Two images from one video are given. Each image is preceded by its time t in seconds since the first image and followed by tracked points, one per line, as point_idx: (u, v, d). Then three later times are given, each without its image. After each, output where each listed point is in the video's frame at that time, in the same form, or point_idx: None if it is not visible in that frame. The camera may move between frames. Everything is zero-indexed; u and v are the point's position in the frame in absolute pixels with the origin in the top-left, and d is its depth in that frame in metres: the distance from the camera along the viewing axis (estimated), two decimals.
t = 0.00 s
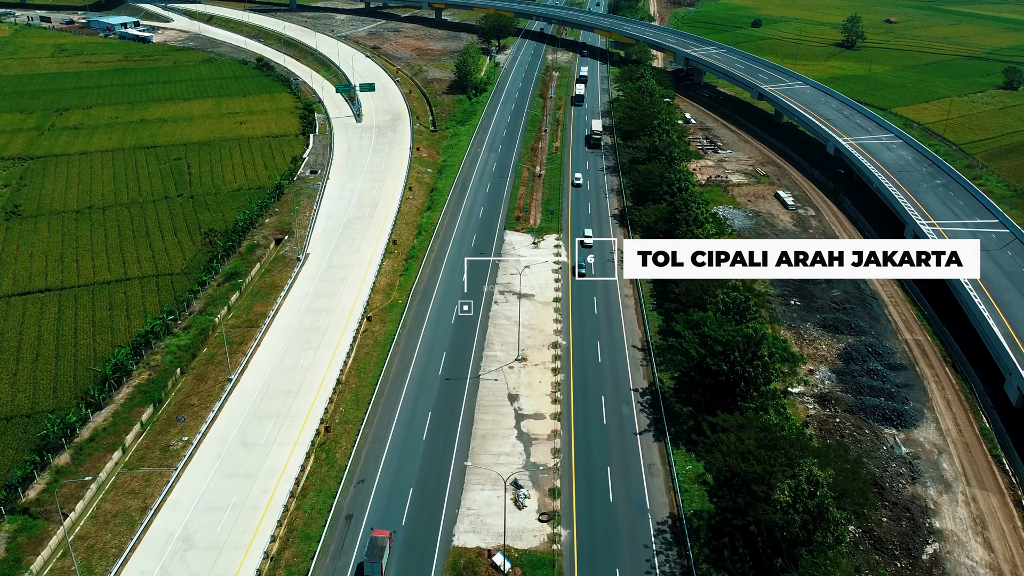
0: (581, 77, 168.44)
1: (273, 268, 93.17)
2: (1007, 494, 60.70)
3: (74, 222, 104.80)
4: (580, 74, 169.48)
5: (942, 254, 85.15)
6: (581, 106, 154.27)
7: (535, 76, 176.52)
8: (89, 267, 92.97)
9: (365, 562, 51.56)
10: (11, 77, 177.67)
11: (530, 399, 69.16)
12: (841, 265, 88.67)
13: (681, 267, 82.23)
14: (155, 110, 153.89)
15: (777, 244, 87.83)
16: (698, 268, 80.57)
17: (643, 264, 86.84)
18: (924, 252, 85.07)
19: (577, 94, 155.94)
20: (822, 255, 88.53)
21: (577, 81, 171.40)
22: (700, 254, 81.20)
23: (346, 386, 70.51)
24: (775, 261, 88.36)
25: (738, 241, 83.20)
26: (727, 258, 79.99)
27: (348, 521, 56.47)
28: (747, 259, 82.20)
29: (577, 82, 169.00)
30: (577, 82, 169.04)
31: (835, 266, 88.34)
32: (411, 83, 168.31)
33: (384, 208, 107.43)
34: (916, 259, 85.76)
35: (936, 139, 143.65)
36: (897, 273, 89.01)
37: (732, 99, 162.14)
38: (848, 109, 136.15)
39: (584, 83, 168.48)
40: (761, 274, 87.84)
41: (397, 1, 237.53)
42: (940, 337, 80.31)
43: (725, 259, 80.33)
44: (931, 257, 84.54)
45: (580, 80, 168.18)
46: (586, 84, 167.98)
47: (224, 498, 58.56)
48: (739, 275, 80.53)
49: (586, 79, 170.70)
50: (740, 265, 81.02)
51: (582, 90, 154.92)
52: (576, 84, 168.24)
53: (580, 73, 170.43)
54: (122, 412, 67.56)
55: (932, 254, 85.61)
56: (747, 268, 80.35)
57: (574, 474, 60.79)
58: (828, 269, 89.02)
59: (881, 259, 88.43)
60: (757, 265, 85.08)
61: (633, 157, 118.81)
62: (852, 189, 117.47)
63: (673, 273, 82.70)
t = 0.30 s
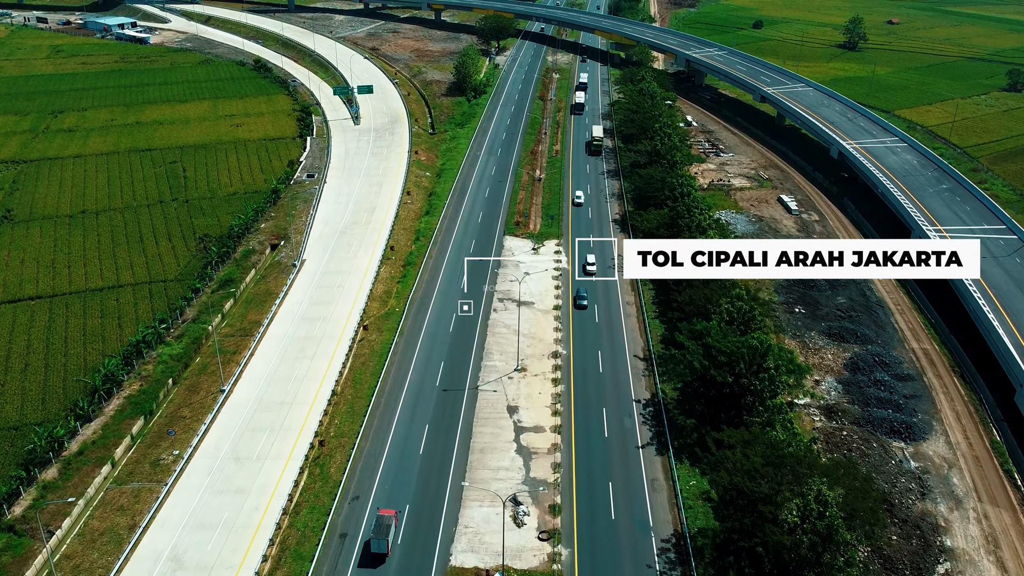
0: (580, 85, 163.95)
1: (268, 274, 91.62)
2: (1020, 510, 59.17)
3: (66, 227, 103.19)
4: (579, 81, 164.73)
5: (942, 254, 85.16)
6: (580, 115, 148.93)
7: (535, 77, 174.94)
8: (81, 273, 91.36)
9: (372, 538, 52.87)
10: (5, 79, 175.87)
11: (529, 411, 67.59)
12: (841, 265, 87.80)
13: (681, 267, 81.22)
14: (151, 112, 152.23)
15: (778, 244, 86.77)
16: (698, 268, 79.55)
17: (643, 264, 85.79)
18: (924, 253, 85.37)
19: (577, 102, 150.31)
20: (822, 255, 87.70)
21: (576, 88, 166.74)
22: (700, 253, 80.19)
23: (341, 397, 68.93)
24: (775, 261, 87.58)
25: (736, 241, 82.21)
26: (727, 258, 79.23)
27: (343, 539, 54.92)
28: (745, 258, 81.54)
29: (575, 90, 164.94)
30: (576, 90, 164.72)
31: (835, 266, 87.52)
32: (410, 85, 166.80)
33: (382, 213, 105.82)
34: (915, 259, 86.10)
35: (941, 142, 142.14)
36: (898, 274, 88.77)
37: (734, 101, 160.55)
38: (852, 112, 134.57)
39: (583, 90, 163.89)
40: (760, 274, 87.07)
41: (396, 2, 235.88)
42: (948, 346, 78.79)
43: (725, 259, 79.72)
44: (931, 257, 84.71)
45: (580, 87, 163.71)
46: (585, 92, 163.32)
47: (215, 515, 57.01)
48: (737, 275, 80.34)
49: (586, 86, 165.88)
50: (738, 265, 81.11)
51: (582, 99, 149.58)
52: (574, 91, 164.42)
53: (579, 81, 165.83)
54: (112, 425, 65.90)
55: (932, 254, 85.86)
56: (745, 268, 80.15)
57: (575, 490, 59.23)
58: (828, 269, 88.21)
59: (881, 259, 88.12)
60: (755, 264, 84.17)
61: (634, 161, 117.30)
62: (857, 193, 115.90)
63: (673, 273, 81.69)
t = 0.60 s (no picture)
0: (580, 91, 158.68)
1: (263, 281, 90.12)
2: None
3: (59, 232, 101.57)
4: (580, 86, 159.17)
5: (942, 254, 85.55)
6: (581, 124, 143.59)
7: (535, 79, 173.40)
8: (73, 280, 89.77)
9: (379, 516, 54.59)
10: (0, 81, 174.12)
11: (529, 423, 66.01)
12: (841, 265, 88.41)
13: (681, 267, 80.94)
14: (146, 115, 150.63)
15: (778, 244, 86.87)
16: (698, 268, 78.66)
17: (643, 264, 87.28)
18: (924, 252, 85.85)
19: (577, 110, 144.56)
20: (822, 255, 88.32)
21: (576, 95, 161.36)
22: (700, 253, 79.63)
23: (336, 409, 67.34)
24: (775, 261, 87.23)
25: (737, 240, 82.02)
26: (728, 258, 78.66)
27: (337, 558, 53.36)
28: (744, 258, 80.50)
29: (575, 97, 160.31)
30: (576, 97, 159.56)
31: (835, 266, 88.27)
32: (408, 87, 165.24)
33: (379, 218, 104.26)
34: (916, 259, 86.52)
35: (945, 145, 140.67)
36: (897, 273, 89.38)
37: (736, 103, 158.99)
38: (856, 114, 132.98)
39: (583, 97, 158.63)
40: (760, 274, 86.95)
41: (395, 3, 234.37)
42: (956, 355, 77.26)
43: (725, 259, 78.97)
44: (931, 257, 85.22)
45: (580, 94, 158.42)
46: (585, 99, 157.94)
47: (205, 532, 55.49)
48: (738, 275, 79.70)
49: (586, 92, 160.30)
50: (739, 265, 80.49)
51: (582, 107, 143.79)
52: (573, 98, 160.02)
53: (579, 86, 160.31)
54: (101, 437, 64.31)
55: (932, 254, 86.14)
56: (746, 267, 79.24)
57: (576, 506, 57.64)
58: (829, 269, 88.80)
59: (881, 260, 88.26)
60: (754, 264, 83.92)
61: (636, 165, 115.77)
62: (861, 197, 114.32)
63: (673, 272, 81.44)
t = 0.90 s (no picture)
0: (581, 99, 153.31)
1: (259, 287, 88.64)
2: None
3: (52, 237, 100.03)
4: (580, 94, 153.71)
5: (942, 254, 85.41)
6: (581, 134, 137.86)
7: (535, 80, 171.97)
8: (66, 286, 88.23)
9: (386, 495, 56.08)
10: None
11: (529, 435, 64.45)
12: (841, 265, 88.36)
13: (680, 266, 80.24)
14: (142, 117, 149.11)
15: (778, 244, 86.39)
16: (698, 268, 77.85)
17: (643, 264, 87.62)
18: (924, 252, 85.58)
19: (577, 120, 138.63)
20: (822, 255, 88.27)
21: (576, 102, 156.14)
22: (701, 253, 78.82)
23: (332, 422, 65.86)
24: (775, 261, 86.44)
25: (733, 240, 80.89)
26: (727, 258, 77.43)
27: None
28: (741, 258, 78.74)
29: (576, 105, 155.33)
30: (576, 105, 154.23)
31: (835, 266, 88.12)
32: (407, 88, 163.79)
33: (377, 222, 102.68)
34: (916, 259, 86.06)
35: (949, 148, 139.17)
36: (897, 273, 89.22)
37: (738, 105, 157.35)
38: (859, 116, 131.34)
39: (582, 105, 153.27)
40: (760, 274, 86.24)
41: (394, 3, 232.90)
42: (965, 365, 75.75)
43: (725, 259, 77.80)
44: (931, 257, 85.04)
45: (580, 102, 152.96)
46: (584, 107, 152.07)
47: (196, 550, 53.94)
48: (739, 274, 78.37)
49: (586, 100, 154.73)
50: (739, 265, 79.09)
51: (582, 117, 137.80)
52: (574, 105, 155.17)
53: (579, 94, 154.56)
54: (91, 450, 62.78)
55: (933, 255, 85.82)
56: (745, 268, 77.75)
57: (578, 522, 56.14)
58: (829, 269, 88.96)
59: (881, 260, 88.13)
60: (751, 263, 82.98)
61: (637, 168, 114.20)
62: (866, 202, 112.76)
63: (673, 272, 80.94)
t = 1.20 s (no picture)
0: (581, 108, 147.52)
1: (254, 294, 87.11)
2: None
3: (45, 242, 98.54)
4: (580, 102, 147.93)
5: (941, 254, 85.39)
6: (581, 145, 132.38)
7: (535, 82, 170.36)
8: (58, 293, 86.73)
9: (391, 476, 57.70)
10: None
11: (529, 449, 62.94)
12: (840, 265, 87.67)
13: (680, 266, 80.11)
14: (138, 119, 147.59)
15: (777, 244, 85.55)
16: (697, 268, 77.22)
17: (642, 264, 86.66)
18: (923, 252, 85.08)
19: (577, 131, 133.13)
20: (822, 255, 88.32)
21: (577, 110, 150.30)
22: (699, 253, 78.17)
23: (327, 434, 64.36)
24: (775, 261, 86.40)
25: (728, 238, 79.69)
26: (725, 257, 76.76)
27: None
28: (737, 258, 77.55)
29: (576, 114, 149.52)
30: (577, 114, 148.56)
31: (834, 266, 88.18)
32: (406, 90, 162.31)
33: (375, 228, 101.16)
34: (916, 259, 85.94)
35: (954, 151, 137.70)
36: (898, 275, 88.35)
37: (740, 108, 155.99)
38: (864, 119, 129.70)
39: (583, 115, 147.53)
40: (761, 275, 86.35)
41: (394, 4, 231.43)
42: (975, 375, 74.20)
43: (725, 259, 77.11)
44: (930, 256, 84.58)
45: (580, 112, 147.27)
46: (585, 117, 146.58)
47: (185, 570, 52.37)
48: (739, 274, 77.76)
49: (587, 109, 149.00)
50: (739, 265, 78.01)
51: (582, 127, 132.33)
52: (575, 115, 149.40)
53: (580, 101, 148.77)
54: (80, 464, 61.25)
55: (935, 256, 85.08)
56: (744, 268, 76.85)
57: (579, 540, 54.66)
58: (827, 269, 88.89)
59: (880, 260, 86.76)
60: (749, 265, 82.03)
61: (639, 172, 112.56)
62: (870, 206, 111.19)
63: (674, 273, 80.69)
